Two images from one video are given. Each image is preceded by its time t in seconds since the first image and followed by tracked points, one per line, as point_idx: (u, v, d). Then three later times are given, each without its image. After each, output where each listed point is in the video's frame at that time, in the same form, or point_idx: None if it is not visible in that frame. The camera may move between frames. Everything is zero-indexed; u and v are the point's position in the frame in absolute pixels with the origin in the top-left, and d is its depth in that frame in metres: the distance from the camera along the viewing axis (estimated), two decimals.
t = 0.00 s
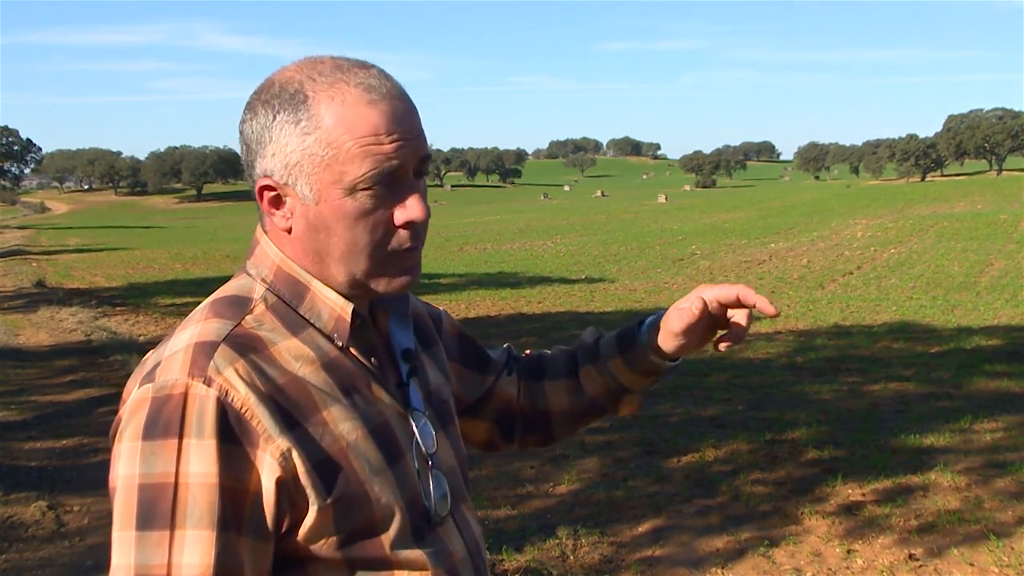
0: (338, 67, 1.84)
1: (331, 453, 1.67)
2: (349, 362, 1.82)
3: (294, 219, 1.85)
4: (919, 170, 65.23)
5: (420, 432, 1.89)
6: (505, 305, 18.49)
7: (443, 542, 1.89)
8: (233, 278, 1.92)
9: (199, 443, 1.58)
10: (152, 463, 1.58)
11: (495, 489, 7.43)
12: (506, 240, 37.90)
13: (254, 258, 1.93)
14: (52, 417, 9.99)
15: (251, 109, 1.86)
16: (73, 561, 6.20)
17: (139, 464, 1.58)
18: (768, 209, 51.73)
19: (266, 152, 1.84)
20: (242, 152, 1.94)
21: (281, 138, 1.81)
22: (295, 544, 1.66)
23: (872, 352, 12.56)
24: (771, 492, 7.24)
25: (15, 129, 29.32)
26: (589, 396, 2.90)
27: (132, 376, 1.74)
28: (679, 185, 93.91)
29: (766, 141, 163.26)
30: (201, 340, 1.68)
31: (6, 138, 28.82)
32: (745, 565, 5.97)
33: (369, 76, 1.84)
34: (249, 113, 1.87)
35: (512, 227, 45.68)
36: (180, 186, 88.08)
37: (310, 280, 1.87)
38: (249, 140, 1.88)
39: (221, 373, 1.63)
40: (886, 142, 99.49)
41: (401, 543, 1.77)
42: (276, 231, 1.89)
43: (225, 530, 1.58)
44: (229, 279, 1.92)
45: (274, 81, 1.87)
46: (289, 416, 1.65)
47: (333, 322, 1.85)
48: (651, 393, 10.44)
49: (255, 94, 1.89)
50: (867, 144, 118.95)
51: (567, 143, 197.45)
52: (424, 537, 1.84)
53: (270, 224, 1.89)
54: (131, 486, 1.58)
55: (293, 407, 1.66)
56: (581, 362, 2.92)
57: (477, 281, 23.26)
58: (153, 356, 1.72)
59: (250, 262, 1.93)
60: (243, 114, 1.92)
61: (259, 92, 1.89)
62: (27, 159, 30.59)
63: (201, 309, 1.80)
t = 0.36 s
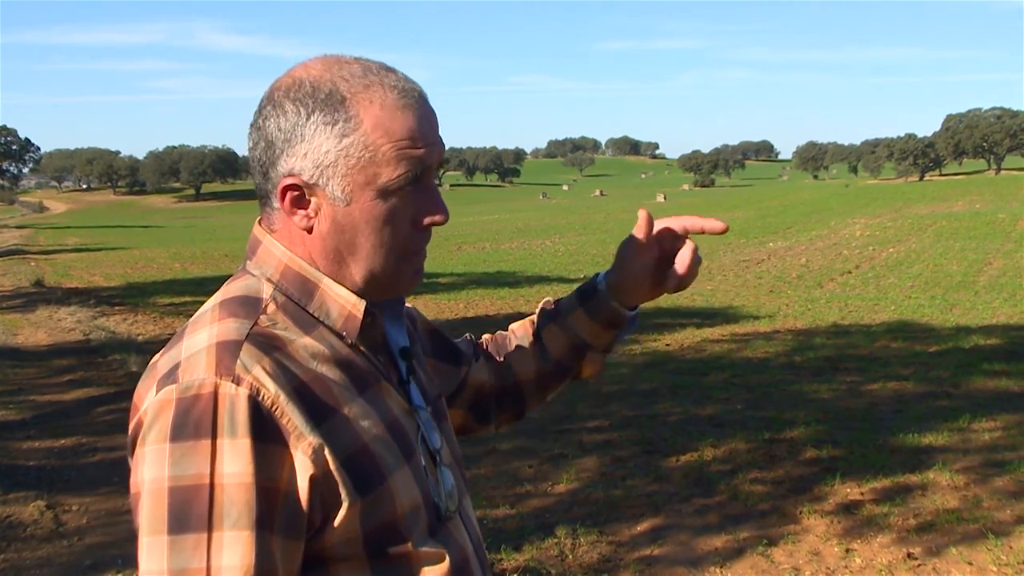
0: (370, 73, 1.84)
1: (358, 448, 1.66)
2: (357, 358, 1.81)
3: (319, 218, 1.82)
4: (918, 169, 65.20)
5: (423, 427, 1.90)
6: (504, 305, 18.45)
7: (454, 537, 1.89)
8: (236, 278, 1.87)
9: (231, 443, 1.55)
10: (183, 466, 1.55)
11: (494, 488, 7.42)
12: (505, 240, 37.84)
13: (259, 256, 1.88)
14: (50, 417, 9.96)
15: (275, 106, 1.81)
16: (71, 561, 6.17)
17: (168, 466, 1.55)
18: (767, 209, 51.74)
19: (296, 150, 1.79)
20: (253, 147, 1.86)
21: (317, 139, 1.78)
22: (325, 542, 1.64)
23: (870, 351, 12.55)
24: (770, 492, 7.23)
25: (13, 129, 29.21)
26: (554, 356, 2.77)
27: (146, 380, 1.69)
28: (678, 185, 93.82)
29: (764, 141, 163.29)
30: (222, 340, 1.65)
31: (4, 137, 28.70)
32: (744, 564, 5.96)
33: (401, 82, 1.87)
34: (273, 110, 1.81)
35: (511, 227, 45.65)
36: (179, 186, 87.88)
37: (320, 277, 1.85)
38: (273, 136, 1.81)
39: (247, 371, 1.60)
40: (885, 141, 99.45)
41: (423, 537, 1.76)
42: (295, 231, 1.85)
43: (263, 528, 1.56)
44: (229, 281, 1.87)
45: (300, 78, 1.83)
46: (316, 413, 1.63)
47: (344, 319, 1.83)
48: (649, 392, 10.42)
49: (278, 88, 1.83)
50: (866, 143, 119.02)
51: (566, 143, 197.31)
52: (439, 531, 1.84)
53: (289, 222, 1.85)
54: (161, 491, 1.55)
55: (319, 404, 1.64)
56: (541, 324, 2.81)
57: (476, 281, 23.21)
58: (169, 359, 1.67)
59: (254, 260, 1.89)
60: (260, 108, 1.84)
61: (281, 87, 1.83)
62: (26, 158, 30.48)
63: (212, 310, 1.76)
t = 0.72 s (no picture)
0: (304, 64, 1.82)
1: (343, 454, 1.65)
2: (352, 361, 1.80)
3: (287, 222, 1.84)
4: (919, 169, 65.27)
5: (421, 429, 1.89)
6: (504, 304, 18.45)
7: (450, 541, 1.88)
8: (226, 282, 1.89)
9: (212, 450, 1.55)
10: (164, 472, 1.55)
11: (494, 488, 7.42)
12: (506, 239, 37.84)
13: (247, 261, 1.89)
14: (50, 417, 9.94)
15: (221, 119, 1.83)
16: (71, 561, 6.17)
17: (150, 472, 1.55)
18: (767, 208, 51.75)
19: (248, 159, 1.82)
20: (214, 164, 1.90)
21: (263, 145, 1.79)
22: (311, 547, 1.64)
23: (871, 351, 12.55)
24: (770, 491, 7.23)
25: (13, 129, 29.14)
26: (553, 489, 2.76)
27: (134, 384, 1.70)
28: (678, 183, 93.79)
29: (764, 141, 163.36)
30: (208, 345, 1.66)
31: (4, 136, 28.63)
32: (743, 564, 5.97)
33: (339, 69, 1.84)
34: (219, 125, 1.84)
35: (511, 226, 45.67)
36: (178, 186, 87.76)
37: (308, 282, 1.85)
38: (225, 152, 1.85)
39: (231, 377, 1.60)
40: (885, 140, 99.51)
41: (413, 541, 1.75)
42: (267, 238, 1.88)
43: (242, 535, 1.55)
44: (222, 284, 1.88)
45: (238, 87, 1.84)
46: (301, 418, 1.63)
47: (334, 321, 1.84)
48: (649, 392, 10.42)
49: (221, 102, 1.85)
50: (865, 141, 119.10)
51: (566, 143, 197.35)
52: (431, 536, 1.82)
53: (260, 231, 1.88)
54: (142, 498, 1.55)
55: (302, 410, 1.64)
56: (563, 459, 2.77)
57: (476, 280, 23.21)
58: (155, 364, 1.68)
59: (242, 266, 1.90)
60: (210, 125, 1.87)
61: (225, 98, 1.84)
62: (26, 158, 30.41)
63: (201, 315, 1.76)
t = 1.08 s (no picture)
0: (358, 59, 1.87)
1: (353, 445, 1.65)
2: (362, 356, 1.81)
3: (332, 209, 1.83)
4: (918, 167, 65.36)
5: (425, 427, 1.89)
6: (504, 303, 18.47)
7: (448, 538, 1.89)
8: (242, 271, 1.89)
9: (227, 436, 1.56)
10: (178, 455, 1.56)
11: (494, 487, 7.42)
12: (506, 238, 37.88)
13: (265, 250, 1.90)
14: (50, 416, 9.95)
15: (272, 104, 1.83)
16: (71, 560, 6.17)
17: (164, 454, 1.57)
18: (766, 207, 51.76)
19: (297, 143, 1.81)
20: (255, 151, 1.87)
21: (320, 129, 1.79)
22: (315, 538, 1.64)
23: (871, 349, 12.57)
24: (770, 490, 7.23)
25: (13, 128, 29.12)
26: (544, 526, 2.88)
27: (149, 367, 1.71)
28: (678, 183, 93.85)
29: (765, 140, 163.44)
30: (224, 331, 1.66)
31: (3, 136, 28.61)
32: (744, 563, 5.97)
33: (391, 66, 1.88)
34: (271, 108, 1.83)
35: (511, 225, 45.72)
36: (178, 185, 87.76)
37: (326, 274, 1.86)
38: (275, 135, 1.83)
39: (248, 364, 1.61)
40: (885, 139, 99.59)
41: (414, 537, 1.76)
42: (306, 224, 1.86)
43: (253, 520, 1.56)
44: (239, 273, 1.88)
45: (291, 76, 1.84)
46: (315, 408, 1.63)
47: (348, 316, 1.84)
48: (649, 391, 10.44)
49: (272, 88, 1.84)
50: (865, 141, 119.36)
51: (565, 142, 197.51)
52: (431, 533, 1.83)
53: (300, 217, 1.86)
54: (155, 479, 1.56)
55: (317, 400, 1.64)
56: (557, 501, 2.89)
57: (476, 279, 23.24)
58: (170, 348, 1.69)
59: (260, 255, 1.90)
60: (257, 112, 1.86)
61: (275, 85, 1.84)
62: (25, 157, 30.40)
63: (218, 301, 1.77)
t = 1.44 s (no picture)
0: (358, 55, 1.88)
1: (364, 444, 1.64)
2: (364, 353, 1.80)
3: (351, 205, 1.84)
4: (917, 166, 65.47)
5: (424, 424, 1.89)
6: (503, 303, 18.47)
7: (450, 534, 1.88)
8: (243, 271, 1.87)
9: (243, 437, 1.55)
10: (194, 457, 1.55)
11: (493, 487, 7.41)
12: (505, 238, 37.91)
13: (266, 250, 1.88)
14: (48, 416, 9.93)
15: (283, 105, 1.79)
16: (70, 560, 6.15)
17: (180, 457, 1.56)
18: (765, 207, 51.75)
19: (319, 142, 1.79)
20: (263, 154, 1.83)
21: (342, 126, 1.79)
22: (327, 537, 1.63)
23: (869, 349, 12.58)
24: (769, 490, 7.22)
25: (11, 128, 29.08)
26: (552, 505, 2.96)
27: (156, 369, 1.70)
28: (677, 182, 93.94)
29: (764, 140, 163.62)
30: (234, 333, 1.65)
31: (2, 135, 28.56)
32: (743, 562, 5.96)
33: (391, 60, 1.91)
34: (283, 108, 1.79)
35: (510, 225, 45.79)
36: (178, 185, 87.75)
37: (329, 273, 1.85)
38: (289, 135, 1.79)
39: (260, 365, 1.60)
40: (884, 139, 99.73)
41: (422, 533, 1.75)
42: (322, 222, 1.85)
43: (270, 521, 1.55)
44: (239, 274, 1.86)
45: (299, 75, 1.81)
46: (326, 406, 1.62)
47: (351, 314, 1.82)
48: (648, 390, 10.44)
49: (280, 89, 1.80)
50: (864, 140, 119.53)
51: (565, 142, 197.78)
52: (435, 528, 1.82)
53: (316, 215, 1.84)
54: (172, 482, 1.56)
55: (329, 399, 1.63)
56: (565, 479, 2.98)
57: (475, 279, 23.26)
58: (178, 352, 1.68)
59: (261, 254, 1.88)
60: (265, 112, 1.81)
61: (284, 84, 1.80)
62: (24, 156, 30.35)
63: (222, 302, 1.75)
